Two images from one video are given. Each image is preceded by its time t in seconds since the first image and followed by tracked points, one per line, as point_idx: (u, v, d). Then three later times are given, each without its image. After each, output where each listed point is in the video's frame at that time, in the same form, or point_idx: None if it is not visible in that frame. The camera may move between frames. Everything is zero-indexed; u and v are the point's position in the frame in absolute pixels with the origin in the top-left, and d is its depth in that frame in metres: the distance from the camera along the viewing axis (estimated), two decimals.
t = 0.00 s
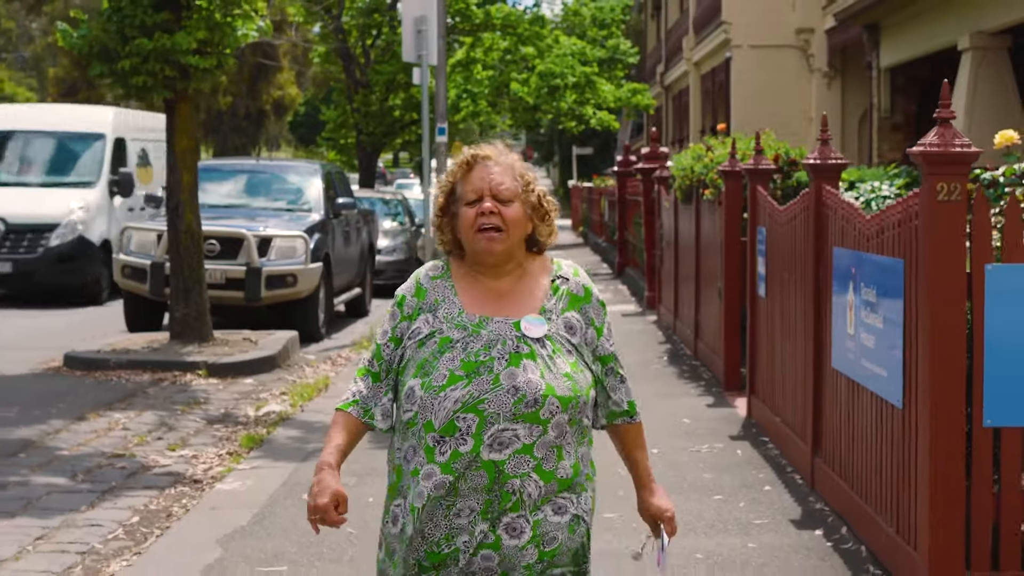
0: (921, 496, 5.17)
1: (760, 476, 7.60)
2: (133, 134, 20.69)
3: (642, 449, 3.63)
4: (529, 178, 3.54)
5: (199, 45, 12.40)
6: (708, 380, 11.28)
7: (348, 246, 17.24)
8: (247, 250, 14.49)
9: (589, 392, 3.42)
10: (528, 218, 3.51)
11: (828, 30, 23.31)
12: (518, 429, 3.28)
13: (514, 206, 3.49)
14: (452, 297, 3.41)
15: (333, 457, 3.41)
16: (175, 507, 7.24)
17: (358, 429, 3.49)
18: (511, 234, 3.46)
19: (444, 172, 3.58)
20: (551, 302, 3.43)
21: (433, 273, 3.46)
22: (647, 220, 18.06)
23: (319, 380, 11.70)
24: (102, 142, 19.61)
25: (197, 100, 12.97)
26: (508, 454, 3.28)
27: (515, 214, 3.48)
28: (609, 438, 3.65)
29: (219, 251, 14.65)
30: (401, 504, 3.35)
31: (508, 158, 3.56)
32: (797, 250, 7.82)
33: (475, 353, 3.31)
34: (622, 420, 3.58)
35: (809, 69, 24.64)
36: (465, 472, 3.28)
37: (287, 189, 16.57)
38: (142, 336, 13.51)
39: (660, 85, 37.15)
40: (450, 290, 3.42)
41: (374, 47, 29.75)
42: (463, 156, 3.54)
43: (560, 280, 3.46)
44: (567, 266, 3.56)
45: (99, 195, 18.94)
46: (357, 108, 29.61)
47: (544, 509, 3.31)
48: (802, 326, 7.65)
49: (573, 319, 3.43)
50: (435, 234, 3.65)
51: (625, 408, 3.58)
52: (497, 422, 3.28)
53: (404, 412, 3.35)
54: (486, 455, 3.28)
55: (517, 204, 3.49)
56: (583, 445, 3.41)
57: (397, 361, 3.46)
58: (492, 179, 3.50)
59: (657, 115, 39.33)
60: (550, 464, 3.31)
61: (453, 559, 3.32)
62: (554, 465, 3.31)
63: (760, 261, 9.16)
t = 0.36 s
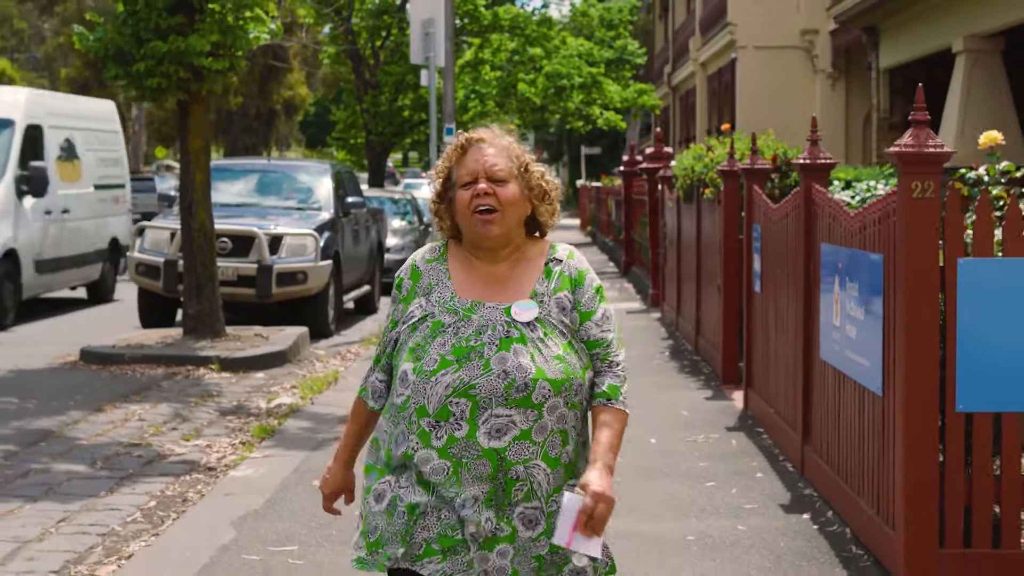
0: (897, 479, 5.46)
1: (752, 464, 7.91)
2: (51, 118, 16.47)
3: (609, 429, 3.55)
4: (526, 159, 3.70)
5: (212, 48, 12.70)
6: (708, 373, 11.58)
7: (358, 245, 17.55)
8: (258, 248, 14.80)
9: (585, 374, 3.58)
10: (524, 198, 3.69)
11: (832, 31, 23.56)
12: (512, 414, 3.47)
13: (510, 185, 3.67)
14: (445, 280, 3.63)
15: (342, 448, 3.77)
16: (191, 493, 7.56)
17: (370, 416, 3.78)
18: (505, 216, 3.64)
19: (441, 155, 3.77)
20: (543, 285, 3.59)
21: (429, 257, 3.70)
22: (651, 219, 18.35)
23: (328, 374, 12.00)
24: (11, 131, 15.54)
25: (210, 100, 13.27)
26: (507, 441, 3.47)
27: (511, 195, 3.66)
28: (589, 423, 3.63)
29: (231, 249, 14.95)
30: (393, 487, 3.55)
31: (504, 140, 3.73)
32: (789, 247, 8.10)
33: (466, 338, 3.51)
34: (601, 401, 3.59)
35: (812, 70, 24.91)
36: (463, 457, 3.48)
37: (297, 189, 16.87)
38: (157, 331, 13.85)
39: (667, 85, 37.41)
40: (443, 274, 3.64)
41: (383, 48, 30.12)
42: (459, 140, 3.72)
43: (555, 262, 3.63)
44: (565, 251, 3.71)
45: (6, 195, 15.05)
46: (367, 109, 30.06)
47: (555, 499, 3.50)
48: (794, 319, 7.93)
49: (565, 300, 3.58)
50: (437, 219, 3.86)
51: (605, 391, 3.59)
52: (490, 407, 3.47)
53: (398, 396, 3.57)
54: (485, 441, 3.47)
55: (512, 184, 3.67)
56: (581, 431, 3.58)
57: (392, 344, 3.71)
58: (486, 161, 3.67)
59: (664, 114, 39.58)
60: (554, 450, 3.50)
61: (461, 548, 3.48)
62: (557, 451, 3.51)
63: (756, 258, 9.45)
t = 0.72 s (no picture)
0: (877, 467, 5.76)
1: (746, 455, 8.21)
2: None
3: (614, 419, 3.61)
4: (465, 158, 3.61)
5: (223, 52, 13.01)
6: (707, 370, 11.88)
7: (366, 245, 17.88)
8: (269, 247, 15.10)
9: (560, 353, 3.52)
10: (470, 197, 3.60)
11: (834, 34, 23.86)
12: (495, 404, 3.38)
13: (453, 188, 3.57)
14: (407, 290, 3.53)
15: (306, 477, 3.60)
16: (206, 482, 7.89)
17: (334, 439, 3.62)
18: (452, 217, 3.55)
19: (380, 166, 3.68)
20: (506, 273, 3.54)
21: (386, 271, 3.59)
22: (655, 219, 18.69)
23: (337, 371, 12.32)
24: None
25: (223, 105, 13.63)
26: (489, 430, 3.38)
27: (456, 197, 3.56)
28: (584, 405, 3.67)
29: (242, 248, 15.30)
30: (385, 505, 3.44)
31: (441, 140, 3.63)
32: (781, 247, 8.42)
33: (438, 339, 3.42)
34: (596, 388, 3.63)
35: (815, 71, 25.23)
36: (451, 457, 3.38)
37: (306, 189, 17.19)
38: (169, 329, 14.15)
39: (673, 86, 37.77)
40: (404, 284, 3.54)
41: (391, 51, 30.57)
42: (396, 148, 3.62)
43: (512, 250, 3.59)
44: (520, 237, 3.68)
45: None
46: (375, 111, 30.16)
47: (541, 483, 3.42)
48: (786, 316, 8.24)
49: (532, 286, 3.54)
50: (385, 226, 3.78)
51: (596, 376, 3.63)
52: (473, 401, 3.38)
53: (377, 410, 3.45)
54: (470, 435, 3.37)
55: (456, 187, 3.58)
56: (562, 409, 3.51)
57: (361, 360, 3.60)
58: (427, 165, 3.57)
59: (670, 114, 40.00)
60: (536, 434, 3.41)
61: (446, 548, 3.41)
62: (540, 434, 3.42)
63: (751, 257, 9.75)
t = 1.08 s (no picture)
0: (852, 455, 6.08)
1: (733, 447, 8.52)
2: None
3: (620, 444, 3.78)
4: (507, 174, 3.66)
5: (229, 57, 13.30)
6: (700, 366, 12.19)
7: (368, 244, 18.20)
8: (273, 247, 15.41)
9: (573, 392, 3.56)
10: (506, 215, 3.65)
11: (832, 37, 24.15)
12: (503, 432, 3.40)
13: (493, 203, 3.62)
14: (430, 297, 3.54)
15: (302, 464, 3.55)
16: (214, 472, 8.20)
17: (329, 434, 3.61)
18: (490, 233, 3.58)
19: (421, 164, 3.69)
20: (532, 302, 3.58)
21: (409, 272, 3.59)
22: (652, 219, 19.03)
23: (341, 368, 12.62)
24: None
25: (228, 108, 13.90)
26: (493, 458, 3.39)
27: (495, 212, 3.61)
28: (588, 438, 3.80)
29: (247, 248, 15.60)
30: (380, 511, 3.48)
31: (486, 151, 3.66)
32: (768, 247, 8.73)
33: (458, 355, 3.43)
34: (603, 419, 3.74)
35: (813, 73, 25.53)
36: (449, 477, 3.39)
37: (310, 190, 17.50)
38: (176, 327, 14.46)
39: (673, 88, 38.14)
40: (427, 290, 3.55)
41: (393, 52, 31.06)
42: (442, 151, 3.65)
43: (540, 279, 3.62)
44: (545, 265, 3.72)
45: None
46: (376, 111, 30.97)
47: (532, 515, 3.44)
48: (772, 311, 8.56)
49: (554, 319, 3.58)
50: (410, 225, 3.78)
51: (606, 407, 3.74)
52: (482, 426, 3.39)
53: (385, 416, 3.46)
54: (472, 458, 3.39)
55: (496, 202, 3.62)
56: (568, 447, 3.55)
57: (372, 364, 3.58)
58: (471, 176, 3.61)
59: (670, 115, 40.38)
60: (537, 469, 3.43)
61: (432, 566, 3.43)
62: (541, 470, 3.44)
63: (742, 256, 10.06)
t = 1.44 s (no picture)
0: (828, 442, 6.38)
1: (721, 437, 8.82)
2: None
3: (588, 438, 3.67)
4: (487, 160, 3.79)
5: (232, 60, 13.64)
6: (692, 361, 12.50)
7: (369, 243, 18.52)
8: (276, 245, 15.72)
9: (555, 381, 3.65)
10: (488, 201, 3.77)
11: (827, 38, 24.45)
12: (481, 426, 3.52)
13: (472, 189, 3.76)
14: (409, 284, 3.69)
15: (320, 459, 3.94)
16: (220, 460, 8.53)
17: (339, 420, 3.91)
18: (470, 221, 3.71)
19: (400, 157, 3.86)
20: (511, 292, 3.67)
21: (392, 260, 3.78)
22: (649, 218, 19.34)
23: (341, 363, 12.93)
24: None
25: (231, 110, 14.28)
26: (476, 454, 3.53)
27: (474, 199, 3.74)
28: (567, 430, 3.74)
29: (251, 246, 15.92)
30: (369, 498, 3.63)
31: (465, 139, 3.81)
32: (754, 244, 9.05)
33: (433, 348, 3.56)
34: (582, 411, 3.70)
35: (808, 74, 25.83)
36: (430, 470, 3.54)
37: (312, 189, 17.82)
38: (182, 324, 14.78)
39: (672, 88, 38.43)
40: (407, 277, 3.72)
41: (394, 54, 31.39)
42: (420, 142, 3.81)
43: (523, 269, 3.71)
44: (534, 253, 3.80)
45: None
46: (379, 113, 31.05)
47: (525, 511, 3.58)
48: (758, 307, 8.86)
49: (535, 308, 3.66)
50: (400, 220, 3.94)
51: (584, 400, 3.70)
52: (458, 418, 3.52)
53: (365, 406, 3.63)
54: (453, 454, 3.53)
55: (475, 189, 3.76)
56: (553, 439, 3.65)
57: (357, 350, 3.78)
58: (450, 165, 3.75)
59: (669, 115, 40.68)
60: (524, 462, 3.57)
61: (428, 557, 3.57)
62: (528, 463, 3.57)
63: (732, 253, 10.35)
